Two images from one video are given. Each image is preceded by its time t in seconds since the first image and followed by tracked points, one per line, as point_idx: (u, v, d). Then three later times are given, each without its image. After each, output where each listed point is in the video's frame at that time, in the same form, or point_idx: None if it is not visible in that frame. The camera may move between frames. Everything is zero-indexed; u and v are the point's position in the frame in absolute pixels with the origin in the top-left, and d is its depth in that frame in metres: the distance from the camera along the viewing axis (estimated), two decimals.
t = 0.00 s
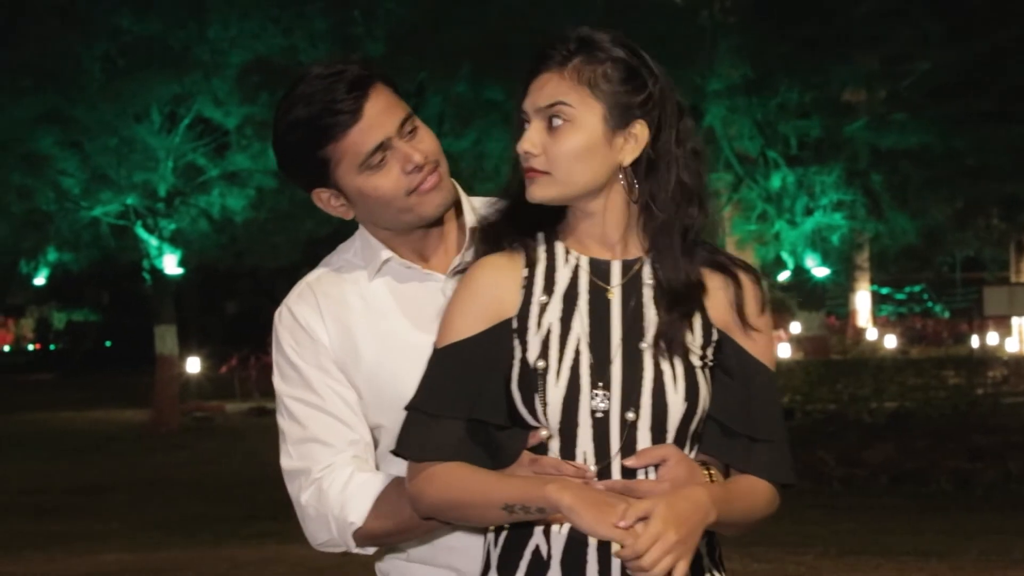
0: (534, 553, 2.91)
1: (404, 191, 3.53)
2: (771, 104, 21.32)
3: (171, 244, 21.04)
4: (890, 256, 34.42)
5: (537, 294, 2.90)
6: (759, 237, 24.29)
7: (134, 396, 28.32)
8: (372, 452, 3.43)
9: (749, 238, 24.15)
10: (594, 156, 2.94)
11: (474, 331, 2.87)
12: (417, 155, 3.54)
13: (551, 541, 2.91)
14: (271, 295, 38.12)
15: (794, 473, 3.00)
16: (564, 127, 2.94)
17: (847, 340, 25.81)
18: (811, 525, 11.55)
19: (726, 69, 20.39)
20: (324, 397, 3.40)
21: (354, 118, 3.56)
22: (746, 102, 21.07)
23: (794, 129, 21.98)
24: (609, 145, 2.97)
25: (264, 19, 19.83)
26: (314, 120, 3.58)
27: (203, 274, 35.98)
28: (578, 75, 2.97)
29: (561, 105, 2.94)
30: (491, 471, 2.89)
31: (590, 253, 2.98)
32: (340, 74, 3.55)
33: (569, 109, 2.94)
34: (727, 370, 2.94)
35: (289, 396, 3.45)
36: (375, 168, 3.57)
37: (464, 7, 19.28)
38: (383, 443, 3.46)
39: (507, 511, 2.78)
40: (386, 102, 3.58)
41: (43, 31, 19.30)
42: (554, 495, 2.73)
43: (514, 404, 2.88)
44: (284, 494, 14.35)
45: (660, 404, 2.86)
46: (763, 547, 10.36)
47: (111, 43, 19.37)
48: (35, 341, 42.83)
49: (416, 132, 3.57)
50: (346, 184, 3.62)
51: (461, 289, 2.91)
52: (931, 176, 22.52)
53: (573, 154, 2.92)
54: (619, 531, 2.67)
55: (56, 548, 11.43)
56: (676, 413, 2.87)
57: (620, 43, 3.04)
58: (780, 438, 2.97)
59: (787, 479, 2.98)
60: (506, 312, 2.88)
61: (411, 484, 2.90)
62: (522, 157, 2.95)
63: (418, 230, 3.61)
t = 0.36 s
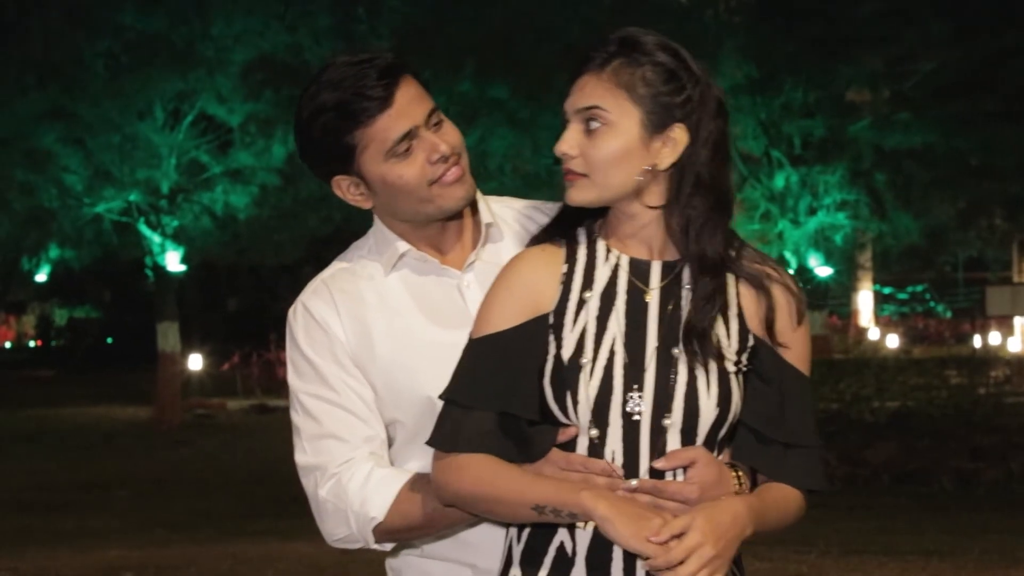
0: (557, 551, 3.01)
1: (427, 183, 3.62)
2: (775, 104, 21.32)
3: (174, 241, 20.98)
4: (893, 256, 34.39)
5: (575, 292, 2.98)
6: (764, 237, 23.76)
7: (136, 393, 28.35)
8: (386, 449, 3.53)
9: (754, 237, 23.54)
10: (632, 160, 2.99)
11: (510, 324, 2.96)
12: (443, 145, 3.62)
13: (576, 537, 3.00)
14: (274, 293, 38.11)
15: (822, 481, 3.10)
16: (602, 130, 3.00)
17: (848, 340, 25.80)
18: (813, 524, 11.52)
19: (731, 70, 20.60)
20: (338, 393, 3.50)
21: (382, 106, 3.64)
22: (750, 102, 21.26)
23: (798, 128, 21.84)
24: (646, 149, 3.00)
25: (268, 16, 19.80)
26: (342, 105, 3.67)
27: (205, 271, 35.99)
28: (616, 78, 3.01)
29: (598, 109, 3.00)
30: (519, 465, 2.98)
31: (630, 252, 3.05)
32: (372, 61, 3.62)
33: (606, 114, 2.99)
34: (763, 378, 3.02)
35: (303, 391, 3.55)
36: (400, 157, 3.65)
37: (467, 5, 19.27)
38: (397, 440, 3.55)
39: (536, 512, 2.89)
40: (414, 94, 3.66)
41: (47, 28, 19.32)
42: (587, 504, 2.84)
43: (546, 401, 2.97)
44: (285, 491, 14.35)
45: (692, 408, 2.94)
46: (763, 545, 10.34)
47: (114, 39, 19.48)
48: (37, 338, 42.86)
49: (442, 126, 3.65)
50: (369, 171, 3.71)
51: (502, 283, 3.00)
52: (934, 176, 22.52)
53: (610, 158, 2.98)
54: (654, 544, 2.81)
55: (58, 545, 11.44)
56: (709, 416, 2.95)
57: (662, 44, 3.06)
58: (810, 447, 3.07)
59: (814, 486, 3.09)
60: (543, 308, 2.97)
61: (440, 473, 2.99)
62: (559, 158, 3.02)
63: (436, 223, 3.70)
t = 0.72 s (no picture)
0: (561, 546, 3.09)
1: (439, 178, 3.65)
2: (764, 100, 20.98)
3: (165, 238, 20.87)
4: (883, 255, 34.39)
5: (588, 285, 3.06)
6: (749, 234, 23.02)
7: (126, 389, 28.26)
8: (389, 444, 3.55)
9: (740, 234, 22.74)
10: (653, 160, 3.04)
11: (525, 308, 3.05)
12: (457, 142, 3.66)
13: (578, 533, 3.08)
14: (265, 290, 38.03)
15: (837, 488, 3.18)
16: (619, 132, 3.04)
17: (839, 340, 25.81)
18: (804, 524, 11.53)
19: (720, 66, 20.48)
20: (346, 387, 3.52)
21: (398, 100, 3.66)
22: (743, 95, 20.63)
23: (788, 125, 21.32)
24: (665, 151, 3.05)
25: (261, 14, 19.84)
26: (358, 97, 3.69)
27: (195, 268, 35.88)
28: (635, 80, 3.06)
29: (615, 111, 3.05)
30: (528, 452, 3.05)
31: (651, 247, 3.13)
32: (388, 53, 3.64)
33: (624, 117, 3.04)
34: (785, 381, 3.11)
35: (309, 383, 3.56)
36: (415, 152, 3.69)
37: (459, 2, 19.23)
38: (402, 434, 3.56)
39: (555, 502, 2.94)
40: (428, 90, 3.70)
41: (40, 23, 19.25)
42: (605, 501, 2.89)
43: (554, 391, 3.05)
44: (277, 488, 14.31)
45: (700, 408, 3.01)
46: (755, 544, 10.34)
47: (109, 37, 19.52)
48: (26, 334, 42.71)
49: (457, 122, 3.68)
50: (383, 164, 3.75)
51: (523, 265, 3.11)
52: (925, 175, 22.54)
53: (630, 160, 3.02)
54: (682, 541, 2.86)
55: (50, 538, 11.41)
56: (719, 416, 3.03)
57: (690, 45, 3.09)
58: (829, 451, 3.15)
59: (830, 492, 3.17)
60: (562, 294, 3.07)
61: (454, 462, 3.06)
62: (580, 160, 3.07)
63: (445, 218, 3.72)
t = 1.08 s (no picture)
0: (554, 541, 3.29)
1: (440, 175, 3.82)
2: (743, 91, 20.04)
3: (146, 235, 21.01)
4: (864, 251, 34.47)
5: (590, 284, 3.28)
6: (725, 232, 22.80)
7: (106, 383, 28.20)
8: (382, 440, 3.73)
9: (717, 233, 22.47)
10: (649, 162, 3.25)
11: (532, 298, 3.26)
12: (460, 141, 3.83)
13: (570, 531, 3.28)
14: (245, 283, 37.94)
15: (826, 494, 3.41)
16: (619, 133, 3.26)
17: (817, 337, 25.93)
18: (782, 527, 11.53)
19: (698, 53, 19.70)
20: (342, 383, 3.69)
21: (405, 94, 3.83)
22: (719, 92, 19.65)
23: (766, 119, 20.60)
24: (664, 151, 3.26)
25: (239, 13, 19.47)
26: (365, 91, 3.85)
27: (174, 261, 35.78)
28: (636, 82, 3.26)
29: (616, 114, 3.26)
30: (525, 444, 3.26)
31: (652, 245, 3.36)
32: (395, 49, 3.80)
33: (623, 118, 3.25)
34: (782, 387, 3.35)
35: (305, 378, 3.74)
36: (417, 148, 3.85)
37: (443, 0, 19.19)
38: (396, 430, 3.77)
39: (545, 502, 3.15)
40: (434, 87, 3.86)
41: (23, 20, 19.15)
42: (598, 507, 3.09)
43: (551, 384, 3.25)
44: (257, 485, 14.25)
45: (696, 410, 3.22)
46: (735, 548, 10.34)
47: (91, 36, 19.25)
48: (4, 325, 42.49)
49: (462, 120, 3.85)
50: (387, 157, 3.91)
51: (525, 261, 3.32)
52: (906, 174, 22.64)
53: (628, 161, 3.24)
54: (671, 548, 3.08)
55: (29, 534, 11.36)
56: (714, 415, 3.23)
57: (693, 49, 3.29)
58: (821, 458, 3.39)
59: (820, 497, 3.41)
60: (563, 287, 3.28)
61: (455, 447, 3.28)
62: (583, 161, 3.29)
63: (443, 215, 3.92)
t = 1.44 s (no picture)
0: (552, 538, 3.29)
1: (435, 173, 3.84)
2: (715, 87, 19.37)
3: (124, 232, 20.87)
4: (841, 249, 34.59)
5: (584, 281, 3.30)
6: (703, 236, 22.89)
7: (82, 381, 28.06)
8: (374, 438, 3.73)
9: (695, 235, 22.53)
10: (643, 160, 3.27)
11: (526, 296, 3.28)
12: (455, 139, 3.84)
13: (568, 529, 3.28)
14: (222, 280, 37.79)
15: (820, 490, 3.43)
16: (613, 131, 3.28)
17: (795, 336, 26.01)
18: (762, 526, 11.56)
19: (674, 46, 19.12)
20: (333, 381, 3.70)
21: (402, 92, 3.84)
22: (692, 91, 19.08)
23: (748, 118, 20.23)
24: (658, 150, 3.28)
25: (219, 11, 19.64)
26: (361, 88, 3.86)
27: (151, 257, 35.62)
28: (630, 79, 3.29)
29: (609, 111, 3.28)
30: (519, 441, 3.25)
31: (644, 241, 3.38)
32: (393, 47, 3.81)
33: (617, 117, 3.27)
34: (775, 381, 3.38)
35: (297, 375, 3.74)
36: (413, 146, 3.86)
37: None
38: (388, 428, 3.76)
39: (541, 511, 3.12)
40: (430, 85, 3.88)
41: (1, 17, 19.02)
42: (595, 521, 3.07)
43: (545, 381, 3.27)
44: (236, 484, 14.19)
45: (691, 405, 3.24)
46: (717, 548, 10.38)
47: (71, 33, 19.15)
48: None
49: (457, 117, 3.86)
50: (382, 153, 3.91)
51: (518, 258, 3.33)
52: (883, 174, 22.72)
53: (623, 158, 3.26)
54: (663, 559, 3.05)
55: (9, 532, 11.28)
56: (707, 412, 3.25)
57: (687, 49, 3.32)
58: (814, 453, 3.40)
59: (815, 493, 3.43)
60: (556, 284, 3.31)
61: (450, 446, 3.26)
62: (577, 158, 3.30)
63: (435, 214, 3.94)
